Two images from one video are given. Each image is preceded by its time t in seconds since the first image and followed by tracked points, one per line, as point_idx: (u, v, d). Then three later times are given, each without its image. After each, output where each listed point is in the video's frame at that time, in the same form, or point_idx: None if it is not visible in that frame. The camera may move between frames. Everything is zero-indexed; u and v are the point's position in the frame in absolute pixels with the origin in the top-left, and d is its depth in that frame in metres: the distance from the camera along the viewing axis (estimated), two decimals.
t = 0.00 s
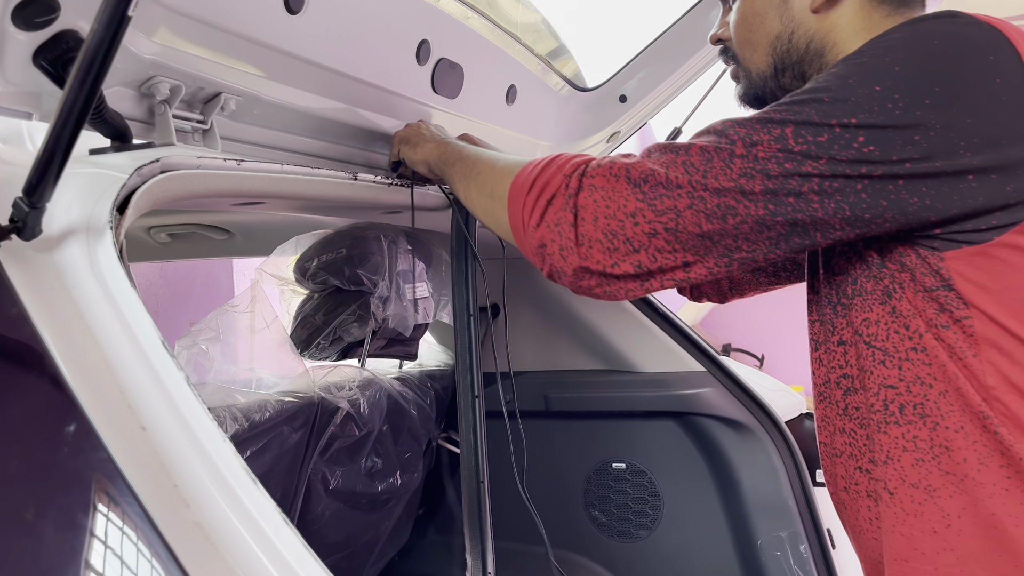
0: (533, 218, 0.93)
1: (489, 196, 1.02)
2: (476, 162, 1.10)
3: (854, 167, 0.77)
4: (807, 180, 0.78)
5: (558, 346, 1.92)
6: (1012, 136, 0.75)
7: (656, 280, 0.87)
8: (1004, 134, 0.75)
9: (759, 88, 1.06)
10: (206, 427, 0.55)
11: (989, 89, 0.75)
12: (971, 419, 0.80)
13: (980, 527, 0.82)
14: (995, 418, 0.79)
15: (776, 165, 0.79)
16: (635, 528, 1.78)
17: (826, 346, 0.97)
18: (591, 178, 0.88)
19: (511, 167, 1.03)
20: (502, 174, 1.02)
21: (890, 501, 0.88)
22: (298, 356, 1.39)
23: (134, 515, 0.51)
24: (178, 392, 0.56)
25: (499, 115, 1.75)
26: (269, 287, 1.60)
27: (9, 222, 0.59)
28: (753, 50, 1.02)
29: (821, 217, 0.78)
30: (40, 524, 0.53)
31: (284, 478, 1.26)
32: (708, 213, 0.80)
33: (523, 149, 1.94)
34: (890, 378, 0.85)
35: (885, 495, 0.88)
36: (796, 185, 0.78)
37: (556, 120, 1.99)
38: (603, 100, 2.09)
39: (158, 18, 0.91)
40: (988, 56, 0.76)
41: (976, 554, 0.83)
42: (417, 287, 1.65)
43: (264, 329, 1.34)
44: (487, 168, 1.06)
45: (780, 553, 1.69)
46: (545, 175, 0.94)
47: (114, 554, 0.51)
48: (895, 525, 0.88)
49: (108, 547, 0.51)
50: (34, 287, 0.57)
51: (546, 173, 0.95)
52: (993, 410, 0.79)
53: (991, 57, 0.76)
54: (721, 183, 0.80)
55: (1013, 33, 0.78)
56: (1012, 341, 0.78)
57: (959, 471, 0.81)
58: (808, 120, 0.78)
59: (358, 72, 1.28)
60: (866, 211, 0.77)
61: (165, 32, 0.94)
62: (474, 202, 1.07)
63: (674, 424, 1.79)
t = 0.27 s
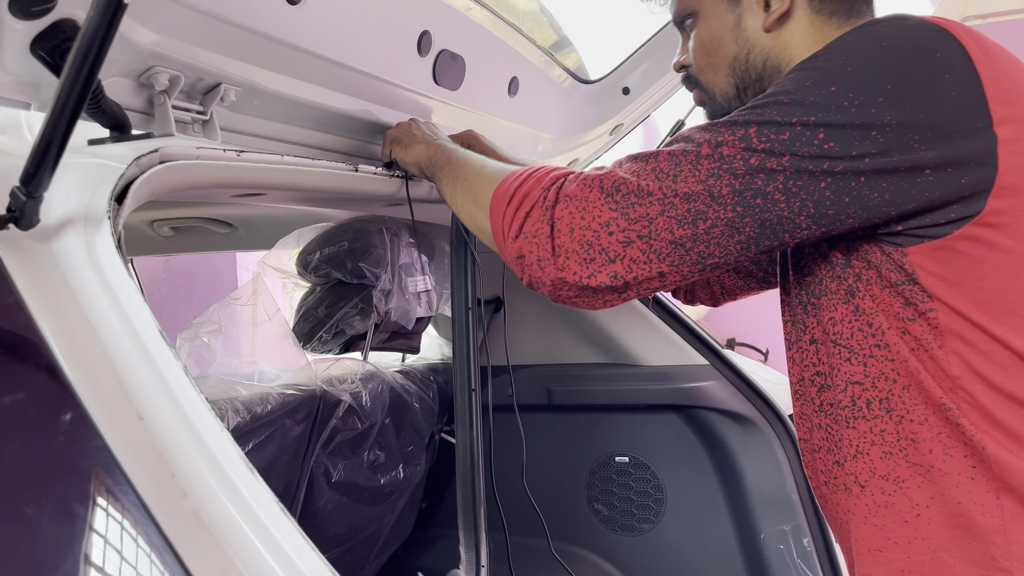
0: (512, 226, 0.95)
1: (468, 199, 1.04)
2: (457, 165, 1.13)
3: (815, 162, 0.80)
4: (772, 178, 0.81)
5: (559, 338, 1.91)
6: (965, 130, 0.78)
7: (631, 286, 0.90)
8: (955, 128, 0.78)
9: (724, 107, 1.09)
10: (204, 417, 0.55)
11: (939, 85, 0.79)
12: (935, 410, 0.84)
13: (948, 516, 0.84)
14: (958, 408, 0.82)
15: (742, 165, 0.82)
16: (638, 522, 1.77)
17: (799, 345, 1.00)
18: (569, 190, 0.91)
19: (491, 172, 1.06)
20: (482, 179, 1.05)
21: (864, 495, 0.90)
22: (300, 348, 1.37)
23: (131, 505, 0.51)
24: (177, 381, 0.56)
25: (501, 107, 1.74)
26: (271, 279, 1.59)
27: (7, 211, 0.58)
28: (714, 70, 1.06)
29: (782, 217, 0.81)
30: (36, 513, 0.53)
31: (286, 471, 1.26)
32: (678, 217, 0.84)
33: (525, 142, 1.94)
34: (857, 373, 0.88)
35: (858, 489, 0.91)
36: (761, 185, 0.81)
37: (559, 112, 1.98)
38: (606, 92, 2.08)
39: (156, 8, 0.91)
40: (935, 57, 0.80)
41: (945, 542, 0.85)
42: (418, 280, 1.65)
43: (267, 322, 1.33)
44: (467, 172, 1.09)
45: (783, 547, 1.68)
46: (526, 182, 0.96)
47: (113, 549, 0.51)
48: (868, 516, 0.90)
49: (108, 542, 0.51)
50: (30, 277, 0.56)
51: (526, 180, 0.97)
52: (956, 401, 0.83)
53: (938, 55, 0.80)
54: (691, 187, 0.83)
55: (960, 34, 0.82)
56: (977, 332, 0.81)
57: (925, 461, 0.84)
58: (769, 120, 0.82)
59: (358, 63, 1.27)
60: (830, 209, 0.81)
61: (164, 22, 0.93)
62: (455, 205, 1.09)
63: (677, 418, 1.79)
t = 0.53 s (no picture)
0: (494, 245, 0.95)
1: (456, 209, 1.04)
2: (448, 175, 1.13)
3: (783, 170, 0.80)
4: (742, 188, 0.80)
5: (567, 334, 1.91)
6: (928, 133, 0.79)
7: (612, 302, 0.89)
8: (920, 130, 0.79)
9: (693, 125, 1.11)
10: (219, 406, 0.56)
11: (898, 91, 0.79)
12: (915, 412, 0.84)
13: (936, 513, 0.84)
14: (937, 408, 0.82)
15: (712, 177, 0.82)
16: (644, 516, 1.78)
17: (783, 353, 1.00)
18: (546, 211, 0.90)
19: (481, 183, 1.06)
20: (471, 189, 1.05)
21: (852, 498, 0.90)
22: (310, 343, 1.39)
23: (148, 491, 0.52)
24: (193, 371, 0.57)
25: (509, 102, 1.74)
26: (281, 274, 1.61)
27: (25, 203, 0.60)
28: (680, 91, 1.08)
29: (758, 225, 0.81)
30: (55, 499, 0.54)
31: (296, 463, 1.28)
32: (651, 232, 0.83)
33: (533, 137, 1.95)
34: (839, 379, 0.88)
35: (846, 492, 0.90)
36: (730, 195, 0.81)
37: (566, 107, 1.98)
38: (613, 87, 2.08)
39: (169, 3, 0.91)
40: (893, 64, 0.80)
41: (934, 539, 0.85)
42: (427, 275, 1.66)
43: (277, 316, 1.36)
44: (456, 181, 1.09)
45: (790, 541, 1.67)
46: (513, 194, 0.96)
47: (131, 540, 0.52)
48: (860, 517, 0.89)
49: (125, 533, 0.52)
50: (48, 268, 0.57)
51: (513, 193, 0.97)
52: (935, 400, 0.83)
53: (895, 62, 0.80)
54: (662, 203, 0.82)
55: (916, 40, 0.83)
56: (953, 332, 0.81)
57: (910, 462, 0.84)
58: (736, 131, 0.82)
59: (367, 58, 1.28)
60: (801, 218, 0.80)
61: (176, 17, 0.94)
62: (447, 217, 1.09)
63: (684, 411, 1.80)
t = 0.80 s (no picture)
0: (475, 253, 0.94)
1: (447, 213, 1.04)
2: (440, 180, 1.13)
3: (756, 177, 0.79)
4: (717, 196, 0.80)
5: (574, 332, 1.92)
6: (899, 135, 0.78)
7: (593, 312, 0.89)
8: (891, 133, 0.78)
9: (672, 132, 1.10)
10: (228, 401, 0.56)
11: (868, 92, 0.79)
12: (901, 413, 0.83)
13: (925, 515, 0.83)
14: (921, 410, 0.82)
15: (686, 185, 0.81)
16: (650, 512, 1.78)
17: (767, 358, 0.99)
18: (523, 222, 0.90)
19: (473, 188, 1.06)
20: (463, 193, 1.05)
21: (842, 502, 0.89)
22: (316, 340, 1.39)
23: (159, 485, 0.52)
24: (202, 367, 0.57)
25: (515, 98, 1.74)
26: (286, 270, 1.61)
27: (35, 199, 0.60)
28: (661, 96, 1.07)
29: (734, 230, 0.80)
30: (67, 494, 0.54)
31: (302, 459, 1.28)
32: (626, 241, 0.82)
33: (539, 134, 1.94)
34: (826, 383, 0.87)
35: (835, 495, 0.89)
36: (704, 203, 0.80)
37: (572, 104, 1.98)
38: (620, 84, 2.07)
39: None
40: (863, 66, 0.80)
41: (925, 540, 0.84)
42: (432, 272, 1.68)
43: (284, 312, 1.35)
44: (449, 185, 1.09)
45: (796, 538, 1.66)
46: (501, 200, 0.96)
47: (140, 536, 0.52)
48: (856, 518, 0.88)
49: (136, 529, 0.52)
50: (58, 265, 0.57)
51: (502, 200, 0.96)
52: (917, 402, 0.82)
53: (864, 64, 0.80)
54: (638, 212, 0.82)
55: (884, 42, 0.83)
56: (930, 333, 0.81)
57: (897, 464, 0.83)
58: (709, 138, 0.82)
59: (373, 55, 1.28)
60: (775, 224, 0.80)
61: (184, 14, 0.94)
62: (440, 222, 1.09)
63: (690, 408, 1.80)
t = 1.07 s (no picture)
0: (465, 260, 0.95)
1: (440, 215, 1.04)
2: (433, 181, 1.13)
3: (734, 176, 0.79)
4: (696, 198, 0.79)
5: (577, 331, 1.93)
6: (874, 133, 0.78)
7: (577, 314, 0.89)
8: (866, 132, 0.78)
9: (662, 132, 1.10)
10: (229, 399, 0.56)
11: (843, 91, 0.79)
12: (884, 410, 0.83)
13: (909, 508, 0.83)
14: (902, 407, 0.82)
15: (665, 187, 0.81)
16: (653, 510, 1.78)
17: (750, 358, 0.99)
18: (507, 226, 0.90)
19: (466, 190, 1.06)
20: (457, 195, 1.05)
21: (825, 496, 0.89)
22: (318, 337, 1.38)
23: (160, 482, 0.52)
24: (204, 364, 0.57)
25: (518, 96, 1.74)
26: (289, 268, 1.60)
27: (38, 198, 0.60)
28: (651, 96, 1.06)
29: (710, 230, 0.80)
30: (70, 491, 0.54)
31: (305, 456, 1.28)
32: (606, 245, 0.82)
33: (542, 132, 1.94)
34: (812, 379, 0.87)
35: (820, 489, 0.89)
36: (683, 204, 0.80)
37: (574, 102, 1.97)
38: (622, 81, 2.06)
39: None
40: (840, 65, 0.80)
41: (909, 533, 0.84)
42: (435, 270, 1.68)
43: (286, 310, 1.34)
44: (443, 187, 1.09)
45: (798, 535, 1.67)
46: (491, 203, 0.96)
47: (143, 532, 0.53)
48: (840, 511, 0.88)
49: (137, 525, 0.53)
50: (62, 263, 0.58)
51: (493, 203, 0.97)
52: (897, 399, 0.82)
53: (841, 63, 0.81)
54: (619, 216, 0.82)
55: (863, 41, 0.83)
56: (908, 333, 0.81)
57: (881, 459, 0.84)
58: (688, 137, 0.82)
59: (375, 53, 1.28)
60: (754, 225, 0.80)
61: (186, 12, 0.94)
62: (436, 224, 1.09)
63: (693, 407, 1.79)
